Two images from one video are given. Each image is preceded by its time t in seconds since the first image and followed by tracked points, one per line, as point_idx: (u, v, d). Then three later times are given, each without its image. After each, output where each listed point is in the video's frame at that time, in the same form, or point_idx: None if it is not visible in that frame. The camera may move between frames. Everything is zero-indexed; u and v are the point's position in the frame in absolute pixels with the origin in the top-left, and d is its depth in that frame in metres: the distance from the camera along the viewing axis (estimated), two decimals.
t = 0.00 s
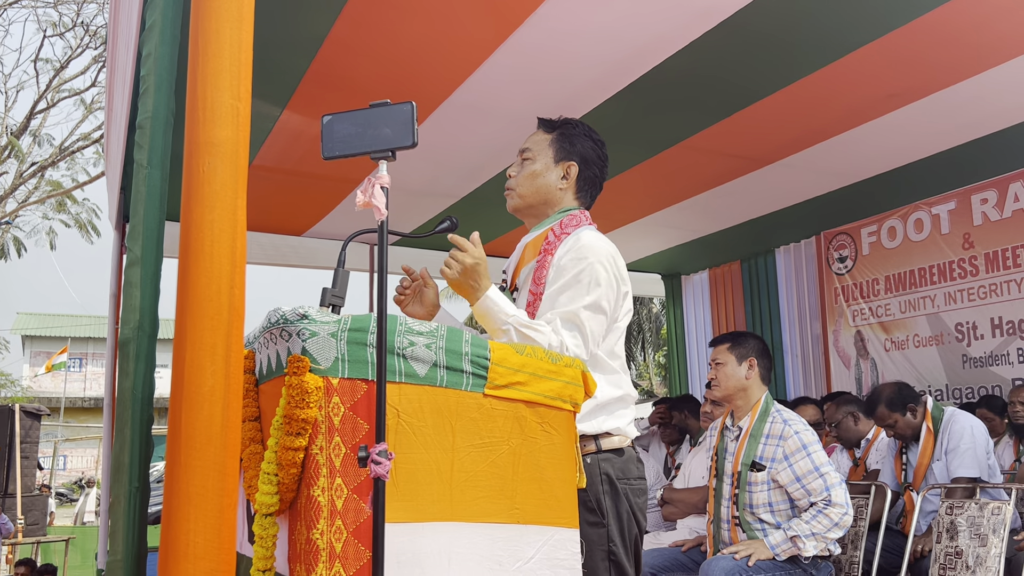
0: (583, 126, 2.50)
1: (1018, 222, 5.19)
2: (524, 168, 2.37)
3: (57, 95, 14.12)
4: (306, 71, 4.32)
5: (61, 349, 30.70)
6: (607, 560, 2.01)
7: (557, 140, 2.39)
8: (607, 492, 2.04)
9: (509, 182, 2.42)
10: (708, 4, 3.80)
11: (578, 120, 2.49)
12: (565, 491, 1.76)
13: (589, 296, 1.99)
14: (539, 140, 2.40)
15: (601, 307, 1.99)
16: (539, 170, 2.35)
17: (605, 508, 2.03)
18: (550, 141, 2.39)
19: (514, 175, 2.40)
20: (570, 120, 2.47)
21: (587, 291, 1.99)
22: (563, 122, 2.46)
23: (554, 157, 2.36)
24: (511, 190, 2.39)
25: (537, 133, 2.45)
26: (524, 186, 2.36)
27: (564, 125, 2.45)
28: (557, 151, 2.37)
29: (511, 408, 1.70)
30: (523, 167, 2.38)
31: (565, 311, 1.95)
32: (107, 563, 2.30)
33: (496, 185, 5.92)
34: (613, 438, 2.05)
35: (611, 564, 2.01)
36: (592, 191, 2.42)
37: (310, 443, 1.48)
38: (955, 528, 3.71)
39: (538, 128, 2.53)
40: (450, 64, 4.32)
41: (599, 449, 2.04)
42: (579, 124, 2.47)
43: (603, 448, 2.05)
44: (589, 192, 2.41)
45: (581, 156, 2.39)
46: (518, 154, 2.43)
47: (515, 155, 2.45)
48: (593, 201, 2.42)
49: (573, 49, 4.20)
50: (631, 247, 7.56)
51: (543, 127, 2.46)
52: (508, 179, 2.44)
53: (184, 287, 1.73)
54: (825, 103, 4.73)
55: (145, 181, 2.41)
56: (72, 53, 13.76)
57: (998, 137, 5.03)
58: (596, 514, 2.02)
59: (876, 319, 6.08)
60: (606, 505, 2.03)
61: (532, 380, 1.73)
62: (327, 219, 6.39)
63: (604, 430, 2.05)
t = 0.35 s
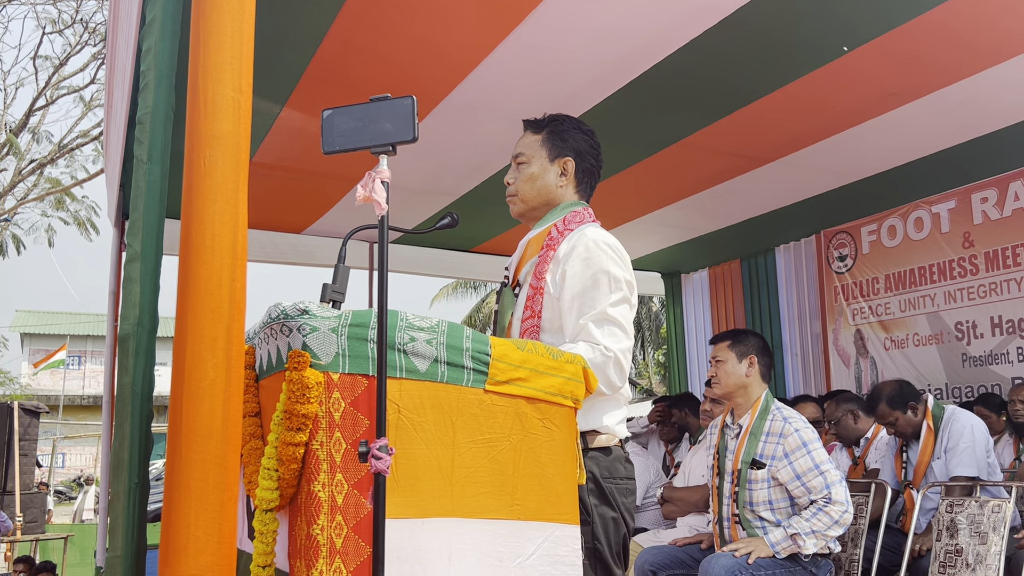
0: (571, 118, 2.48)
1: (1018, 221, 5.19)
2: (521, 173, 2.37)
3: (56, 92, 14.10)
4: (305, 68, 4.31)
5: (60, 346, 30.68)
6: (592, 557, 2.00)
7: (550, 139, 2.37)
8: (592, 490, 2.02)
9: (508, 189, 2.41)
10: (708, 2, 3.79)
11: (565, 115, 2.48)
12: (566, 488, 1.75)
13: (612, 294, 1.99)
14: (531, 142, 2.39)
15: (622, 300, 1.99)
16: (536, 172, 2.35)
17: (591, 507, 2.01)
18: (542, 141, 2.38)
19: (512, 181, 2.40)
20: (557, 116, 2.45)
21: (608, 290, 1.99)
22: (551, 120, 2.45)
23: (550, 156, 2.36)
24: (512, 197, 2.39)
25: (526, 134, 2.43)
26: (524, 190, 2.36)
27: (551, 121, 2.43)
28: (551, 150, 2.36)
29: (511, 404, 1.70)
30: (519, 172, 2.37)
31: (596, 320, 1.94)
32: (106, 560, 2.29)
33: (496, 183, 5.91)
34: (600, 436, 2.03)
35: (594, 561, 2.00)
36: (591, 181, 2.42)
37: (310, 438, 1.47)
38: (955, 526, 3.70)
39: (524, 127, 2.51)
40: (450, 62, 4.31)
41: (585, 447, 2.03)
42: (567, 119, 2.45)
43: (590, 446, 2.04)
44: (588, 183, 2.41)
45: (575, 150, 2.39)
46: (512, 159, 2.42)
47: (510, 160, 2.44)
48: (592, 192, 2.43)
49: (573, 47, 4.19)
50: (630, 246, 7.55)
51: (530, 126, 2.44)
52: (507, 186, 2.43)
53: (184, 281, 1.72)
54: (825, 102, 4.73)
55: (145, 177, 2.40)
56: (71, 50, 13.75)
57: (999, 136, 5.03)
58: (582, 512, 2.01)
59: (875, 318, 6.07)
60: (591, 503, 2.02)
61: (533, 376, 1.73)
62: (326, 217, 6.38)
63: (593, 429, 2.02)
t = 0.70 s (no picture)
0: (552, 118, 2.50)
1: (1018, 220, 5.19)
2: (528, 172, 2.34)
3: (55, 90, 14.09)
4: (305, 66, 4.31)
5: (60, 344, 30.68)
6: (605, 555, 2.01)
7: (552, 139, 2.38)
8: (607, 486, 2.04)
9: (511, 188, 2.37)
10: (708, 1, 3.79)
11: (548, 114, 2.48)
12: (565, 486, 1.75)
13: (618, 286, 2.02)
14: (532, 141, 2.36)
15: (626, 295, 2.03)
16: (544, 171, 2.34)
17: (605, 503, 2.03)
18: (545, 141, 2.37)
19: (515, 180, 2.36)
20: (546, 116, 2.45)
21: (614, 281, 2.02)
22: (542, 120, 2.44)
23: (555, 155, 2.37)
24: (519, 197, 2.35)
25: (521, 133, 2.40)
26: (534, 190, 2.35)
27: (544, 120, 2.43)
28: (554, 149, 2.37)
29: (511, 402, 1.70)
30: (526, 171, 2.34)
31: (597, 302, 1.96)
32: (105, 559, 2.29)
33: (496, 182, 5.91)
34: (614, 432, 2.05)
35: (610, 558, 2.01)
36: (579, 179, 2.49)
37: (310, 436, 1.47)
38: (953, 525, 3.70)
39: (510, 126, 2.47)
40: (450, 60, 4.31)
41: (600, 443, 2.04)
42: (554, 119, 2.46)
43: (603, 443, 2.05)
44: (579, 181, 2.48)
45: (573, 150, 2.43)
46: (510, 158, 2.38)
47: (507, 159, 2.39)
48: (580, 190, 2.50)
49: (573, 46, 4.18)
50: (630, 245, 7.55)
51: (525, 125, 2.41)
52: (506, 186, 2.38)
53: (185, 278, 1.72)
54: (824, 101, 4.73)
55: (144, 175, 2.40)
56: (71, 48, 13.74)
57: (998, 135, 5.03)
58: (596, 509, 2.02)
59: (875, 318, 6.08)
60: (606, 500, 2.03)
61: (532, 374, 1.73)
62: (326, 215, 6.38)
63: (606, 424, 2.04)
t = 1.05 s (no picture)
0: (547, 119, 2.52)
1: (1020, 219, 5.19)
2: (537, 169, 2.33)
3: (57, 89, 14.10)
4: (307, 65, 4.31)
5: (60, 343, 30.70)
6: (636, 555, 2.04)
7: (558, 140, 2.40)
8: (638, 486, 2.10)
9: (519, 185, 2.29)
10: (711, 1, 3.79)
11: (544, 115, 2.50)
12: (569, 485, 1.76)
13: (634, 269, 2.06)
14: (540, 140, 2.36)
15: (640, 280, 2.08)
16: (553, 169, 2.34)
17: (636, 503, 2.08)
18: (551, 141, 2.38)
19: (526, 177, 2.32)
20: (547, 117, 2.46)
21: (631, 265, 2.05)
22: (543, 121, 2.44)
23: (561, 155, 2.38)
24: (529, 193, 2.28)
25: (527, 132, 2.39)
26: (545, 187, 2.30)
27: (548, 120, 2.44)
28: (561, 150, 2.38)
29: (515, 402, 1.70)
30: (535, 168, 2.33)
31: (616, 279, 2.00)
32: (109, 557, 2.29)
33: (497, 181, 5.91)
34: (642, 432, 2.13)
35: (643, 558, 2.05)
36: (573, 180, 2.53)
37: (315, 435, 1.48)
38: (956, 524, 3.71)
39: (512, 127, 2.46)
40: (452, 60, 4.32)
41: (631, 443, 2.11)
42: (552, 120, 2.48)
43: (633, 442, 2.12)
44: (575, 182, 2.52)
45: (573, 151, 2.46)
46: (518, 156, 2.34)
47: (514, 156, 2.37)
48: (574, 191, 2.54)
49: (576, 45, 4.19)
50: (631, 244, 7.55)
51: (530, 124, 2.42)
52: (513, 183, 2.31)
53: (192, 277, 1.72)
54: (825, 101, 4.73)
55: (148, 174, 2.40)
56: (72, 47, 13.75)
57: (1000, 135, 5.03)
58: (629, 509, 2.07)
59: (876, 318, 6.08)
60: (637, 499, 2.09)
61: (536, 373, 1.74)
62: (327, 214, 6.38)
63: (635, 423, 2.13)
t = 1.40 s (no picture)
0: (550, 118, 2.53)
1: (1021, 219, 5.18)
2: (543, 169, 2.33)
3: (58, 89, 14.12)
4: (309, 65, 4.31)
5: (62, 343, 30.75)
6: (641, 557, 2.05)
7: (562, 138, 2.40)
8: (644, 490, 2.10)
9: (526, 184, 2.33)
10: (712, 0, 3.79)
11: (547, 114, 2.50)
12: (572, 483, 1.76)
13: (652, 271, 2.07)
14: (544, 139, 2.37)
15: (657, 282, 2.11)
16: (558, 168, 2.34)
17: (643, 506, 2.08)
18: (556, 140, 2.39)
19: (531, 176, 2.33)
20: (549, 115, 2.47)
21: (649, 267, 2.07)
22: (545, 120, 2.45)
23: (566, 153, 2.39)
24: (534, 191, 2.31)
25: (531, 132, 2.40)
26: (551, 184, 2.33)
27: (551, 117, 2.46)
28: (565, 146, 2.40)
29: (518, 400, 1.71)
30: (541, 167, 2.33)
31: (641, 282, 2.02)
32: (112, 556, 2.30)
33: (499, 181, 5.91)
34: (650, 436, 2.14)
35: (649, 561, 2.05)
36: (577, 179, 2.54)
37: (319, 433, 1.48)
38: (958, 523, 3.71)
39: (515, 125, 2.48)
40: (454, 60, 4.32)
41: (638, 446, 2.11)
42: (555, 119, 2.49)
43: (641, 445, 2.12)
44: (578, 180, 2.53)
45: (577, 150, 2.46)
46: (523, 155, 2.36)
47: (519, 155, 2.38)
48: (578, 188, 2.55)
49: (578, 45, 4.19)
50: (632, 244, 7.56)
51: (535, 122, 2.43)
52: (520, 183, 2.35)
53: (196, 276, 1.73)
54: (827, 100, 4.73)
55: (151, 173, 2.41)
56: (73, 47, 13.77)
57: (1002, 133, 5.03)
58: (636, 512, 2.07)
59: (877, 316, 6.08)
60: (644, 503, 2.09)
61: (539, 371, 1.74)
62: (329, 214, 6.38)
63: (644, 427, 2.14)
